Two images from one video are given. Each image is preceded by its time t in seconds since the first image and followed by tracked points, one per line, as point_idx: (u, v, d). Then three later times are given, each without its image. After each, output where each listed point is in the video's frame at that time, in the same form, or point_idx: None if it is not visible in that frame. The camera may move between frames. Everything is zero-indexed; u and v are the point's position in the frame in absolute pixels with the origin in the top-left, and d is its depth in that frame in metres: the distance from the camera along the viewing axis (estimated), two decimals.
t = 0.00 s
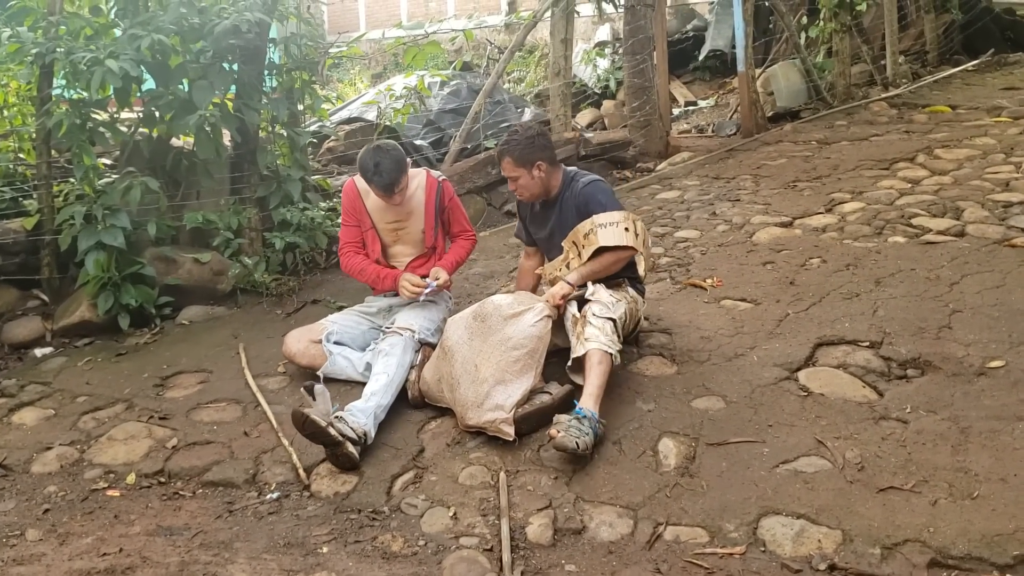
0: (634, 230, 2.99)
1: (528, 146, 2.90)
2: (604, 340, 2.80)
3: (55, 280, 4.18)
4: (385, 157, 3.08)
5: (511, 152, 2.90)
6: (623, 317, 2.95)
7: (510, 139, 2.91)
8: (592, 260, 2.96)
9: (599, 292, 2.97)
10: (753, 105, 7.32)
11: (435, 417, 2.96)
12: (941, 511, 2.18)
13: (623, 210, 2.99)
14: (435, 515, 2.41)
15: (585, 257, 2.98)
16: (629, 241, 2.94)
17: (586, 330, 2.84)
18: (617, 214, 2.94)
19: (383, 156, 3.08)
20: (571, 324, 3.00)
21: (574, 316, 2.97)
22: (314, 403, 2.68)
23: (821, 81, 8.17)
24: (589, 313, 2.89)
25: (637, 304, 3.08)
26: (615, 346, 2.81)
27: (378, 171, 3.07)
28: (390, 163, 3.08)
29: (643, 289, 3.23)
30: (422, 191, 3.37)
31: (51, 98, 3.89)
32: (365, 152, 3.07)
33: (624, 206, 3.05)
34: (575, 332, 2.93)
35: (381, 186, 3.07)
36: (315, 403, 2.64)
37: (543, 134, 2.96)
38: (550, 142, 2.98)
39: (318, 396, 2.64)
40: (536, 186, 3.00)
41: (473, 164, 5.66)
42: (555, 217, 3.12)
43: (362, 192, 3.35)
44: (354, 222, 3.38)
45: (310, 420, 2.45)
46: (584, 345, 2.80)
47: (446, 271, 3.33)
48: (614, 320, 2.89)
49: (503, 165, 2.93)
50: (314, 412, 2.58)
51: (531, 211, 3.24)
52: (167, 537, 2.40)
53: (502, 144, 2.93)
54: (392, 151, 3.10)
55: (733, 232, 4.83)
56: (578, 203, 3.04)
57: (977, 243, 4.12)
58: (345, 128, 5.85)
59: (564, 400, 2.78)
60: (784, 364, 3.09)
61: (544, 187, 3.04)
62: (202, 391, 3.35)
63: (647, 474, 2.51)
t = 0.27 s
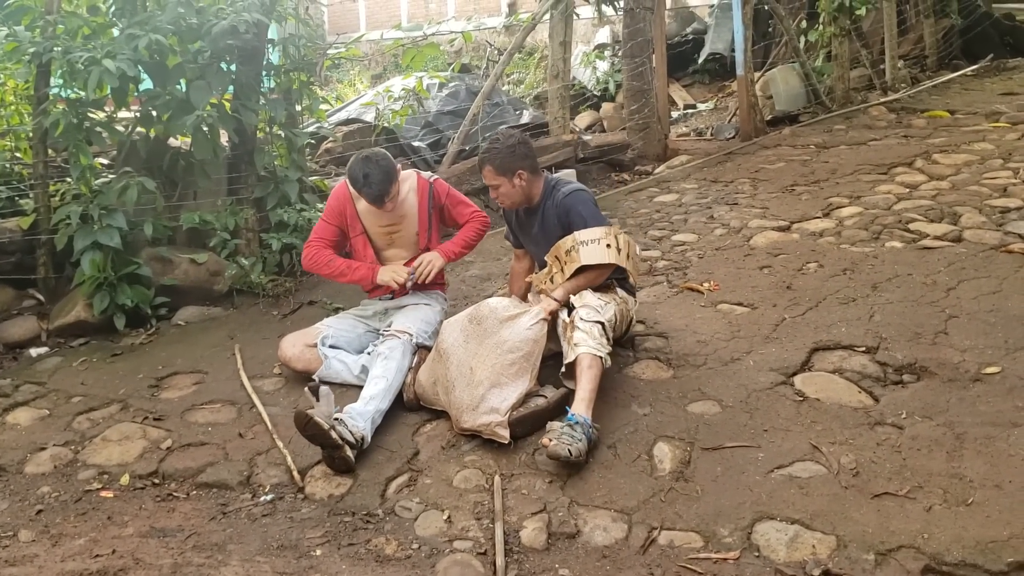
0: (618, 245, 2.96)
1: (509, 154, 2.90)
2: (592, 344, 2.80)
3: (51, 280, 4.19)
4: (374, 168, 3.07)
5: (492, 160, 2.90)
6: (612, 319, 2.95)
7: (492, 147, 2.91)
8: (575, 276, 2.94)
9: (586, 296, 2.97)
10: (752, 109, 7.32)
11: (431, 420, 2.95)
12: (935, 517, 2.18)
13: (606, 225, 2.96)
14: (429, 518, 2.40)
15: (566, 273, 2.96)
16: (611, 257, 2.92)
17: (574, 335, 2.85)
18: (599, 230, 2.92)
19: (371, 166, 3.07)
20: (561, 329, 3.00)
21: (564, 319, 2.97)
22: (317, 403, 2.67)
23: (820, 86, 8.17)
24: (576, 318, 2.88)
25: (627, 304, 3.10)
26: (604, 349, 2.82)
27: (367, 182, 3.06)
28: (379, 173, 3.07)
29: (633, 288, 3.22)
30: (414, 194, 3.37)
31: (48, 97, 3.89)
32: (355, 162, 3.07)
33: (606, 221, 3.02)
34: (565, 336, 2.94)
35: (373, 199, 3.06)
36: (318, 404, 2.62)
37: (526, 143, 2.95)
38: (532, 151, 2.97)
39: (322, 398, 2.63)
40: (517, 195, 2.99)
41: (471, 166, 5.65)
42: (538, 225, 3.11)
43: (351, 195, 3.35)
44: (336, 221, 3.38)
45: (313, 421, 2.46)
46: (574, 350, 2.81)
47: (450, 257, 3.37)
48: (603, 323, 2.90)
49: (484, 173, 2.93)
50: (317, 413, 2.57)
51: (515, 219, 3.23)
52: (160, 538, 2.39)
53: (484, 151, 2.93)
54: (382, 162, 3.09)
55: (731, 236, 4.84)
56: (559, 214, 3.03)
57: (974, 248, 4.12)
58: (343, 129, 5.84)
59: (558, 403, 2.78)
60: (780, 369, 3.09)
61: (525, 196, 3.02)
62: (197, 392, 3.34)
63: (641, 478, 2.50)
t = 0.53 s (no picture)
0: (607, 257, 2.96)
1: (496, 166, 2.92)
2: (585, 351, 2.79)
3: (50, 286, 4.20)
4: (363, 187, 3.08)
5: (479, 172, 2.93)
6: (604, 325, 2.95)
7: (479, 158, 2.94)
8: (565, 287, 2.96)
9: (578, 304, 2.96)
10: (751, 117, 7.33)
11: (428, 427, 2.95)
12: (934, 526, 2.17)
13: (594, 238, 2.96)
14: (427, 526, 2.39)
15: (556, 284, 2.97)
16: (600, 268, 2.92)
17: (566, 342, 2.84)
18: (587, 243, 2.92)
19: (360, 186, 3.07)
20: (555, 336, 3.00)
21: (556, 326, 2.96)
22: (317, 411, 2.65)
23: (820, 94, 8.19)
24: (567, 325, 2.88)
25: (619, 311, 3.10)
26: (597, 354, 2.81)
27: (355, 201, 3.08)
28: (367, 193, 3.07)
29: (628, 294, 3.22)
30: (404, 203, 3.37)
31: (48, 103, 3.90)
32: (345, 181, 3.08)
33: (595, 233, 3.01)
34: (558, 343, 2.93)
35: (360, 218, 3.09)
36: (319, 412, 2.63)
37: (513, 155, 2.96)
38: (521, 162, 2.98)
39: (323, 406, 2.63)
40: (505, 206, 3.01)
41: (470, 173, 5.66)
42: (527, 236, 3.11)
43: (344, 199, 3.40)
44: (323, 220, 3.46)
45: (313, 429, 2.45)
46: (567, 357, 2.79)
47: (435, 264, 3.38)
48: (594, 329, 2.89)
49: (472, 184, 2.96)
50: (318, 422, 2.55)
51: (507, 229, 3.24)
52: (156, 545, 2.39)
53: (472, 162, 2.96)
54: (370, 182, 3.10)
55: (730, 244, 4.83)
56: (548, 225, 3.03)
57: (973, 256, 4.12)
58: (343, 137, 5.85)
59: (556, 410, 2.78)
60: (778, 377, 3.09)
61: (513, 207, 3.04)
62: (195, 399, 3.34)
63: (640, 486, 2.49)
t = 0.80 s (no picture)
0: (607, 261, 2.95)
1: (495, 170, 2.93)
2: (584, 354, 2.78)
3: (50, 290, 4.20)
4: (354, 192, 3.09)
5: (477, 175, 2.94)
6: (604, 329, 2.95)
7: (478, 162, 2.95)
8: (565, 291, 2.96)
9: (578, 308, 2.96)
10: (752, 120, 7.33)
11: (428, 431, 2.95)
12: (934, 530, 2.17)
13: (594, 241, 2.95)
14: (426, 530, 2.39)
15: (556, 288, 2.97)
16: (600, 273, 2.92)
17: (566, 346, 2.84)
18: (587, 246, 2.92)
19: (349, 191, 3.08)
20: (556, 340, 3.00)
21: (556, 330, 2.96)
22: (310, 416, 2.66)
23: (820, 97, 8.19)
24: (567, 329, 2.88)
25: (620, 315, 3.10)
26: (596, 358, 2.80)
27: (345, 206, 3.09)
28: (356, 197, 3.08)
29: (629, 299, 3.22)
30: (397, 207, 3.39)
31: (48, 107, 3.90)
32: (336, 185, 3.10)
33: (595, 237, 3.00)
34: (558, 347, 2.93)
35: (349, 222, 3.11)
36: (311, 418, 2.60)
37: (512, 159, 2.97)
38: (520, 166, 2.98)
39: (314, 413, 2.61)
40: (503, 210, 3.02)
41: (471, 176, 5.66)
42: (527, 240, 3.12)
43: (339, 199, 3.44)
44: (317, 217, 3.52)
45: (307, 435, 2.45)
46: (567, 361, 2.79)
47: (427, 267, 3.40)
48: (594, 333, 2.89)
49: (471, 188, 2.97)
50: (312, 426, 2.56)
51: (507, 232, 3.24)
52: (156, 549, 2.38)
53: (471, 166, 2.97)
54: (361, 186, 3.11)
55: (731, 248, 4.83)
56: (548, 229, 3.03)
57: (974, 260, 4.11)
58: (344, 140, 5.84)
59: (557, 413, 2.77)
60: (779, 380, 3.08)
61: (513, 212, 3.04)
62: (195, 403, 3.34)
63: (639, 490, 2.49)
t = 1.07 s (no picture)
0: (611, 260, 2.96)
1: (500, 168, 2.92)
2: (587, 355, 2.78)
3: (51, 289, 4.20)
4: (349, 184, 3.09)
5: (483, 173, 2.92)
6: (607, 329, 2.94)
7: (484, 160, 2.94)
8: (568, 291, 2.96)
9: (581, 307, 2.96)
10: (753, 119, 7.32)
11: (429, 430, 2.95)
12: (935, 530, 2.17)
13: (599, 241, 2.96)
14: (427, 529, 2.39)
15: (560, 287, 2.97)
16: (604, 272, 2.92)
17: (568, 345, 2.83)
18: (592, 245, 2.93)
19: (346, 184, 3.08)
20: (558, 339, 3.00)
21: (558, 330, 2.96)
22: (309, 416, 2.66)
23: (822, 96, 8.18)
24: (570, 329, 2.87)
25: (622, 315, 3.10)
26: (599, 359, 2.80)
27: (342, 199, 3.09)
28: (353, 190, 3.08)
29: (631, 299, 3.22)
30: (396, 204, 3.39)
31: (50, 106, 3.91)
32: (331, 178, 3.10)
33: (599, 236, 3.02)
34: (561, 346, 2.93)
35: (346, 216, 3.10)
36: (312, 417, 2.60)
37: (518, 157, 2.97)
38: (526, 165, 2.98)
39: (314, 411, 2.61)
40: (508, 208, 3.01)
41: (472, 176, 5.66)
42: (531, 238, 3.13)
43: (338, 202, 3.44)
44: (322, 224, 3.50)
45: (308, 435, 2.45)
46: (569, 360, 2.78)
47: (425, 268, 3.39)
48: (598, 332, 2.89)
49: (476, 186, 2.96)
50: (312, 426, 2.56)
51: (510, 231, 3.25)
52: (157, 548, 2.39)
53: (477, 164, 2.95)
54: (356, 179, 3.11)
55: (732, 247, 4.83)
56: (553, 227, 3.04)
57: (975, 259, 4.11)
58: (344, 139, 5.83)
59: (557, 413, 2.77)
60: (779, 380, 3.08)
61: (517, 210, 3.04)
62: (196, 402, 3.34)
63: (640, 489, 2.49)
